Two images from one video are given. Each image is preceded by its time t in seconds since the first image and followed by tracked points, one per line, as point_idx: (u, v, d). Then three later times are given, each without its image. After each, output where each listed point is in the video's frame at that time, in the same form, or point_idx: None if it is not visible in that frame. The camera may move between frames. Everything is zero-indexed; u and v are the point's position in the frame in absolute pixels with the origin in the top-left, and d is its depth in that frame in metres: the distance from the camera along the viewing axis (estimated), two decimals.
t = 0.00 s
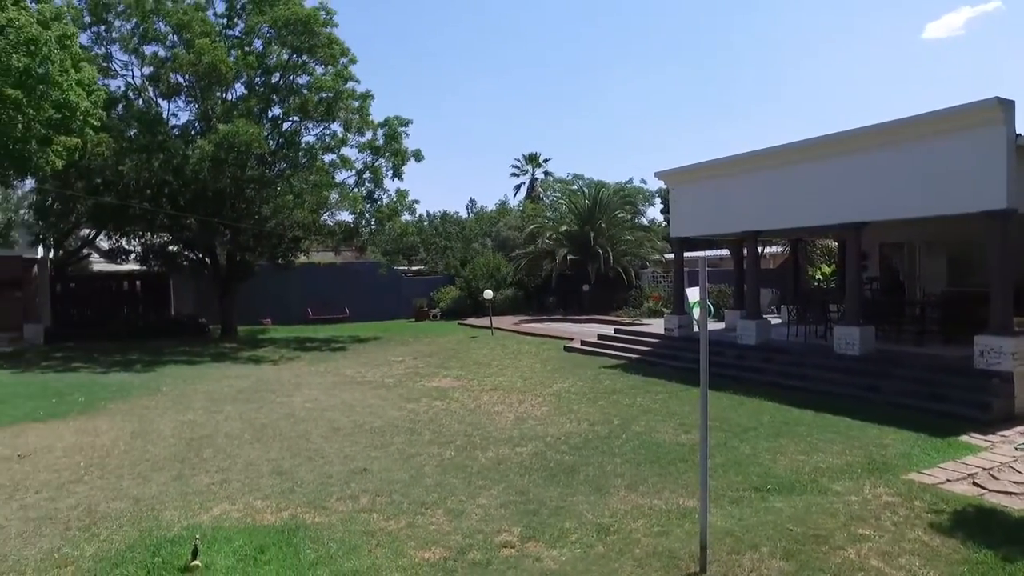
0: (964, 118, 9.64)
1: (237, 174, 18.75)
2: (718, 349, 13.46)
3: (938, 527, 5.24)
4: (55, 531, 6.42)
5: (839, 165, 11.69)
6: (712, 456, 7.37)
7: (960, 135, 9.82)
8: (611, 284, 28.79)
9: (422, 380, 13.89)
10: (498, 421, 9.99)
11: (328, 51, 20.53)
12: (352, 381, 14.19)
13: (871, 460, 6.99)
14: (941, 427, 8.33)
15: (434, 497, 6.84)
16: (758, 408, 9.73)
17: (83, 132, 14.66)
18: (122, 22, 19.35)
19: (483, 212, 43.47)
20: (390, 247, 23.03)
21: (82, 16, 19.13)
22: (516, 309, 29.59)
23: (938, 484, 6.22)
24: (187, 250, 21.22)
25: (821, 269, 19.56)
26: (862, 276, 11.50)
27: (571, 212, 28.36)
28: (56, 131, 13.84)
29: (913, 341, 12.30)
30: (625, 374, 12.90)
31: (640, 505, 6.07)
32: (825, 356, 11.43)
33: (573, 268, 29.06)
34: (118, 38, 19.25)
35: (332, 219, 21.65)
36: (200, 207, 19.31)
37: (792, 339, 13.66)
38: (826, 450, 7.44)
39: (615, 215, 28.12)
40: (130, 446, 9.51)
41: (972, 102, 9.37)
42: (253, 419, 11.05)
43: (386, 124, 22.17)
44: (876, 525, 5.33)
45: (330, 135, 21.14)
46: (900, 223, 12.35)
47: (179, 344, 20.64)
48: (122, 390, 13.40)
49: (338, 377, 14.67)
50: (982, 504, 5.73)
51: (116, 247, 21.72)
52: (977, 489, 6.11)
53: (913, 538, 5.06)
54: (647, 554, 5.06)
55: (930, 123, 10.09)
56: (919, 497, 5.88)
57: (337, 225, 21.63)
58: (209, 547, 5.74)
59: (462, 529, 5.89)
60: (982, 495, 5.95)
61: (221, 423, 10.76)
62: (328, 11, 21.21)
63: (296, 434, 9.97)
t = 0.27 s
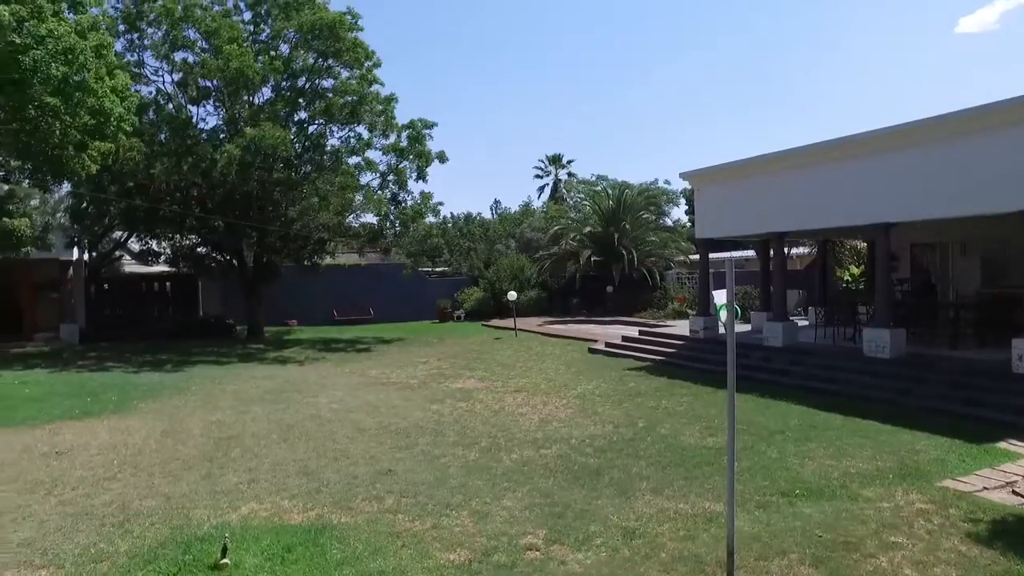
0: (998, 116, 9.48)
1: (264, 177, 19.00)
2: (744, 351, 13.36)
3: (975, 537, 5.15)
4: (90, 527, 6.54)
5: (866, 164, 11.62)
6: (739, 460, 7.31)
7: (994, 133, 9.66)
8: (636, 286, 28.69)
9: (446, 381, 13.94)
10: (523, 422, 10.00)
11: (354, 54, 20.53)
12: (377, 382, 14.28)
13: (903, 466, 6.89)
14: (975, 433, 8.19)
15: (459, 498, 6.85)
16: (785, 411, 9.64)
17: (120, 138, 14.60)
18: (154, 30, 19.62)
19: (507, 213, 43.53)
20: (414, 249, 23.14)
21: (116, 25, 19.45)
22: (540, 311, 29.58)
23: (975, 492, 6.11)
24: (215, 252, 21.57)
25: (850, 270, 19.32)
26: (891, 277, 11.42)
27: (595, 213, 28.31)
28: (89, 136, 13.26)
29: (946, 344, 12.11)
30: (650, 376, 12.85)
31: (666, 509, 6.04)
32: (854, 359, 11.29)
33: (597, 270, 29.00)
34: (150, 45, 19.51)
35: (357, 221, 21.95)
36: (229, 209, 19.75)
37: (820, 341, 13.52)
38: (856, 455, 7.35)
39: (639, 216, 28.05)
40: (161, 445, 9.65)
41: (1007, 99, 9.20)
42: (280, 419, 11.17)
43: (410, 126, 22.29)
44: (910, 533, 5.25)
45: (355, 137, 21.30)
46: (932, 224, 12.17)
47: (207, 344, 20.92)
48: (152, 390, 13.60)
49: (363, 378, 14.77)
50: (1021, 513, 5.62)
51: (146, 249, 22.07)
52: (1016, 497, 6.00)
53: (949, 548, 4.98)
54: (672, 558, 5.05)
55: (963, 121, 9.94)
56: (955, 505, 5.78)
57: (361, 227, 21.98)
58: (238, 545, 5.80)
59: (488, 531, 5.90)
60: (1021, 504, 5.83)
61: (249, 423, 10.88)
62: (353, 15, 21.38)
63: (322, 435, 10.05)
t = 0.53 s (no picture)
0: None
1: (290, 179, 19.20)
2: (771, 353, 13.25)
3: (1014, 547, 5.06)
4: (123, 523, 6.66)
5: (895, 164, 11.43)
6: (766, 463, 7.26)
7: None
8: (660, 287, 28.56)
9: (470, 382, 13.99)
10: (547, 424, 10.01)
11: (378, 57, 20.72)
12: (402, 383, 14.36)
13: (937, 473, 6.79)
14: (1010, 439, 8.05)
15: (483, 500, 6.88)
16: (813, 415, 9.54)
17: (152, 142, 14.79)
18: (184, 36, 19.87)
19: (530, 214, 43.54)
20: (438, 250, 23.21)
21: (148, 32, 19.74)
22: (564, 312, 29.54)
23: (1013, 500, 6.00)
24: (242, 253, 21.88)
25: (880, 270, 19.07)
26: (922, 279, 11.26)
27: (619, 214, 28.25)
28: (122, 141, 13.16)
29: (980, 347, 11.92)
30: (675, 378, 12.79)
31: (692, 512, 6.02)
32: (885, 362, 11.15)
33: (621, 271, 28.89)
34: (179, 51, 19.80)
35: (381, 222, 21.90)
36: (257, 211, 20.15)
37: (849, 343, 13.37)
38: (887, 460, 7.27)
39: (664, 217, 27.87)
40: (190, 443, 9.80)
41: None
42: (306, 419, 11.28)
43: (434, 128, 22.39)
44: (946, 542, 5.17)
45: (379, 139, 21.44)
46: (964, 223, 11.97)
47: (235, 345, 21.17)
48: (182, 389, 13.81)
49: (388, 378, 14.87)
50: None
51: (176, 251, 22.38)
52: None
53: (987, 558, 4.89)
54: (699, 563, 5.03)
55: (998, 117, 9.71)
56: (992, 514, 5.68)
57: (386, 229, 21.88)
58: (266, 543, 5.88)
59: (512, 533, 5.92)
60: None
61: (276, 423, 11.01)
62: (378, 18, 21.52)
63: (347, 435, 10.13)
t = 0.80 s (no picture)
0: None
1: (317, 182, 19.39)
2: (801, 356, 13.12)
3: None
4: (158, 519, 6.78)
5: (922, 162, 11.30)
6: (797, 468, 7.20)
7: None
8: (687, 289, 28.40)
9: (496, 383, 14.02)
10: (574, 426, 10.00)
11: (404, 61, 20.86)
12: (428, 384, 14.44)
13: (975, 480, 6.67)
14: None
15: (510, 502, 6.90)
16: (845, 419, 9.43)
17: (185, 146, 15.01)
18: (215, 42, 20.13)
19: (556, 216, 43.51)
20: (464, 252, 23.28)
21: (180, 39, 20.04)
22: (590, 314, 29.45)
23: None
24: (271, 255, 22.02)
25: (912, 272, 18.80)
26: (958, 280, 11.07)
27: (645, 215, 28.21)
28: (156, 147, 13.32)
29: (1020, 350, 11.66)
30: (703, 380, 12.72)
31: (720, 517, 5.99)
32: (919, 366, 10.98)
33: (647, 272, 28.78)
34: (211, 57, 20.07)
35: (407, 224, 21.99)
36: (285, 214, 20.30)
37: (882, 347, 13.18)
38: (923, 466, 7.16)
39: (690, 217, 27.92)
40: (221, 442, 9.93)
41: None
42: (335, 420, 11.38)
43: (460, 130, 22.48)
44: (986, 551, 5.08)
45: (405, 142, 21.57)
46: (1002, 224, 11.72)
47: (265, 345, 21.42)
48: (212, 389, 14.00)
49: (414, 380, 14.95)
50: None
51: (206, 253, 22.65)
52: None
53: None
54: (728, 568, 5.01)
55: None
56: None
57: (411, 230, 21.94)
58: (297, 542, 5.95)
59: (539, 535, 5.93)
60: None
61: (305, 423, 11.12)
62: (404, 22, 21.67)
63: (375, 436, 10.21)
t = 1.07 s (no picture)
0: None
1: (344, 185, 19.55)
2: (830, 359, 12.97)
3: None
4: (190, 517, 6.89)
5: (956, 164, 11.10)
6: (827, 473, 7.12)
7: None
8: (714, 290, 28.23)
9: (522, 385, 14.03)
10: (600, 428, 9.98)
11: (429, 64, 20.96)
12: (454, 386, 14.48)
13: (1014, 488, 6.55)
14: None
15: (536, 504, 6.90)
16: (877, 424, 9.30)
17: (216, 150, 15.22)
18: (244, 48, 20.39)
19: (580, 217, 43.42)
20: (489, 254, 23.34)
21: (211, 45, 20.32)
22: (615, 316, 29.33)
23: None
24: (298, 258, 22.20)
25: (947, 273, 18.49)
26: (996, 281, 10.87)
27: (671, 216, 28.08)
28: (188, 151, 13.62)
29: None
30: (730, 383, 12.62)
31: (749, 522, 5.94)
32: (953, 370, 10.80)
33: (673, 274, 28.66)
34: (240, 63, 20.34)
35: (433, 227, 22.18)
36: (313, 217, 20.55)
37: (914, 350, 12.99)
38: (959, 474, 7.04)
39: (717, 218, 27.79)
40: (250, 442, 10.06)
41: None
42: (361, 421, 11.46)
43: (485, 133, 22.53)
44: None
45: (431, 145, 21.67)
46: None
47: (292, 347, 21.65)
48: (241, 390, 14.16)
49: (440, 382, 15.01)
50: None
51: (235, 255, 22.94)
52: None
53: None
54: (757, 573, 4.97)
55: None
56: None
57: (438, 232, 22.10)
58: (325, 542, 6.01)
59: (566, 538, 5.93)
60: None
61: (332, 424, 11.22)
62: (429, 26, 21.76)
63: (401, 437, 10.26)
